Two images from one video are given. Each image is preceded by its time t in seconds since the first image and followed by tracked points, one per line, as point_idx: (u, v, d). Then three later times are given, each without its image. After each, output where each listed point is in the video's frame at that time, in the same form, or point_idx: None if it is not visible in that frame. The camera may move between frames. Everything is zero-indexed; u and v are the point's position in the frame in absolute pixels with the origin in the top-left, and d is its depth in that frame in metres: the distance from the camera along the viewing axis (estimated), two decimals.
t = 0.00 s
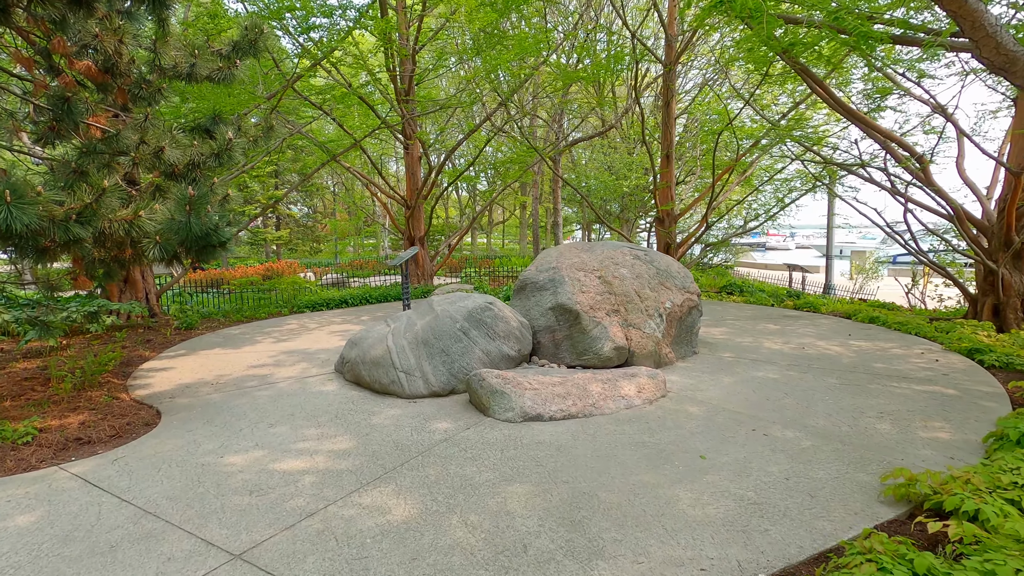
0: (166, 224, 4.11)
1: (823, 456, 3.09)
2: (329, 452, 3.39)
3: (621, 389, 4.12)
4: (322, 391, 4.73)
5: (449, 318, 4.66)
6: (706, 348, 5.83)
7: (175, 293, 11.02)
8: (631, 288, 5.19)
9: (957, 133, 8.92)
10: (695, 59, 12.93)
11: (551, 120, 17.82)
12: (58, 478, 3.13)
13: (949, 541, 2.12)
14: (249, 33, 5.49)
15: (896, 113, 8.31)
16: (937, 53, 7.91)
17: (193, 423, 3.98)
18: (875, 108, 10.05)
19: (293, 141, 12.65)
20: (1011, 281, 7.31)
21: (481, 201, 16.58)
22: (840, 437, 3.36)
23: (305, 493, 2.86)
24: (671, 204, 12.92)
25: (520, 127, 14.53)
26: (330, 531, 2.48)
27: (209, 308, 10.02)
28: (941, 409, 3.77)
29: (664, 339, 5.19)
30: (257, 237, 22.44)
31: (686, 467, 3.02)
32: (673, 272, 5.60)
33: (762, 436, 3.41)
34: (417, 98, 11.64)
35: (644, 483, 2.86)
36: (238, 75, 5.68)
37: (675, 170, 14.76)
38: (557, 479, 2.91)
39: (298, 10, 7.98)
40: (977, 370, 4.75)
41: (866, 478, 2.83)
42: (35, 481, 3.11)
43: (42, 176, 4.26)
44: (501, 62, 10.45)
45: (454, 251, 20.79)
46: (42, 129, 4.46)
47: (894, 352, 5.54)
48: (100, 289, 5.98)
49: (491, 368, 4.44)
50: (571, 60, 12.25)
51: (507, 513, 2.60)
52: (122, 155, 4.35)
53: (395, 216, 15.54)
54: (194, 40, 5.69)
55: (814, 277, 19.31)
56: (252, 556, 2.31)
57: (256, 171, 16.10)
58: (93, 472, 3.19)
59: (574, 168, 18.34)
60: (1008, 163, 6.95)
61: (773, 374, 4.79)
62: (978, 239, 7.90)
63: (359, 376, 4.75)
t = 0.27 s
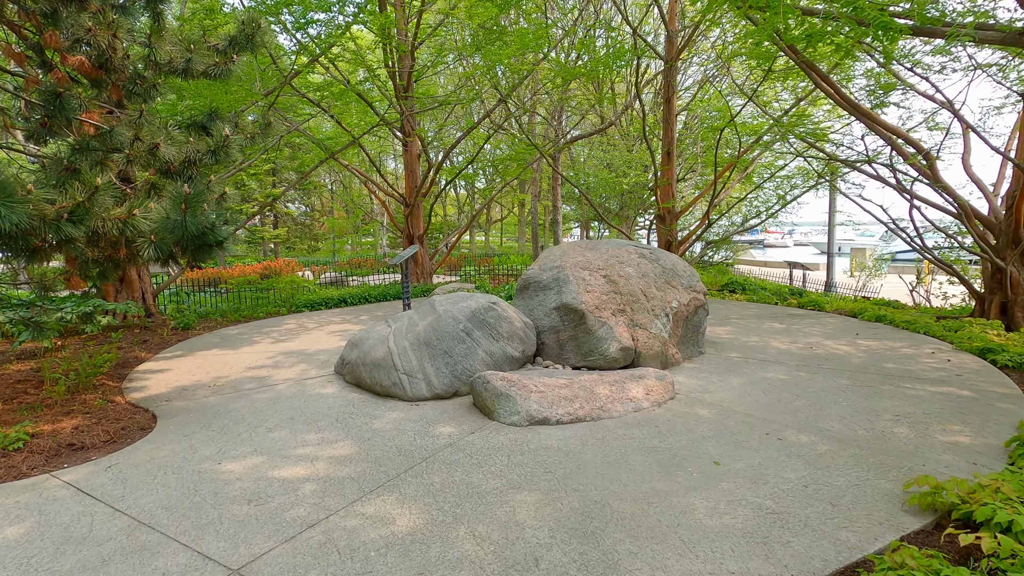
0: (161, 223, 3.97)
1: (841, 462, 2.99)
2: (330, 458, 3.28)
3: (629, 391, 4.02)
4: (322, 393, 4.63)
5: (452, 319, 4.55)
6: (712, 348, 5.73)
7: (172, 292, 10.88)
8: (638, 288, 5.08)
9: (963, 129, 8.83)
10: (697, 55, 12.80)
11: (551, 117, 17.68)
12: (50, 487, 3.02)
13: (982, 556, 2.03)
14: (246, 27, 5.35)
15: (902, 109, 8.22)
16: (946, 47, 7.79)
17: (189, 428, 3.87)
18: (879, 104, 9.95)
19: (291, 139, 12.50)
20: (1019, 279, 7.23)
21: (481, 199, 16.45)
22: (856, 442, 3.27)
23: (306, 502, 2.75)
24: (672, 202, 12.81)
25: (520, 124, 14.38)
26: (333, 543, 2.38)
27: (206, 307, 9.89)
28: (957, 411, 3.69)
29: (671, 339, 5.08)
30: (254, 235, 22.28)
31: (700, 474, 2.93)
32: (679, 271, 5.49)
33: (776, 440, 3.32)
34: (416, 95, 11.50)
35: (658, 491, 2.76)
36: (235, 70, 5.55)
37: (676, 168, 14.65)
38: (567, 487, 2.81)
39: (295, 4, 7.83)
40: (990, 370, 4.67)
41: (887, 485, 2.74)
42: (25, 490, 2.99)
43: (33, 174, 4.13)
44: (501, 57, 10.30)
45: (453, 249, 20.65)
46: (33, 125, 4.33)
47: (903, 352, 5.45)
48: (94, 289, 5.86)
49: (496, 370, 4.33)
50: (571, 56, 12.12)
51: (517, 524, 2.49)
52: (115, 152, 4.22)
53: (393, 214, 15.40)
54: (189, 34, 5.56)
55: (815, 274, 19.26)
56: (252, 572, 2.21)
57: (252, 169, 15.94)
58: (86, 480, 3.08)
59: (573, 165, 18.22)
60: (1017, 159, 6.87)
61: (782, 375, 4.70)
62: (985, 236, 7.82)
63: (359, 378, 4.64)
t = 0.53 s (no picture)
0: (153, 221, 3.83)
1: (858, 468, 2.90)
2: (329, 464, 3.17)
3: (636, 393, 3.92)
4: (320, 396, 4.51)
5: (454, 319, 4.44)
6: (718, 348, 5.64)
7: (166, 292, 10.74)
8: (643, 287, 4.97)
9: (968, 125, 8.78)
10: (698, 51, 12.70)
11: (550, 114, 17.56)
12: (38, 496, 2.90)
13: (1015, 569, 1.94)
14: (241, 20, 5.22)
15: (906, 104, 8.16)
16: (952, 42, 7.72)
17: (184, 432, 3.75)
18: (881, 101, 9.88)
19: (287, 136, 12.35)
20: None
21: (480, 197, 16.33)
22: (872, 446, 3.19)
23: (305, 511, 2.65)
24: (673, 199, 12.71)
25: (519, 121, 14.26)
26: (334, 555, 2.27)
27: (202, 307, 9.75)
28: (973, 414, 3.62)
29: (677, 339, 4.99)
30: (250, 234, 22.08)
31: (714, 480, 2.83)
32: (685, 270, 5.39)
33: (790, 444, 3.23)
34: (414, 91, 11.36)
35: (670, 499, 2.66)
36: (230, 65, 5.42)
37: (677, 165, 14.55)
38: (576, 495, 2.71)
39: None
40: (1003, 371, 4.60)
41: (906, 492, 2.65)
42: (12, 499, 2.87)
43: (21, 171, 4.02)
44: (501, 53, 10.17)
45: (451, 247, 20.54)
46: (21, 121, 4.17)
47: (913, 351, 5.38)
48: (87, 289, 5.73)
49: (498, 372, 4.23)
50: (571, 52, 12.01)
51: (526, 534, 2.38)
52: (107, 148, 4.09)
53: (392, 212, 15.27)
54: (183, 28, 5.43)
55: (815, 272, 19.22)
56: None
57: (249, 166, 15.77)
58: (76, 488, 2.96)
59: (572, 162, 18.11)
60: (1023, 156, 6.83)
61: (791, 376, 4.62)
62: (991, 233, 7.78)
63: (359, 380, 4.53)
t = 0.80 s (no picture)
0: (143, 219, 3.72)
1: (874, 473, 2.83)
2: (328, 470, 3.06)
3: (643, 395, 3.83)
4: (317, 399, 4.40)
5: (454, 319, 4.34)
6: (722, 348, 5.57)
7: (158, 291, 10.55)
8: (647, 286, 4.88)
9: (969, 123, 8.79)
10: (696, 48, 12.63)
11: (546, 112, 17.44)
12: (22, 505, 2.77)
13: None
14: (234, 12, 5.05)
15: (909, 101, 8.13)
16: (956, 39, 7.68)
17: (176, 437, 3.63)
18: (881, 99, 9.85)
19: (281, 133, 12.16)
20: None
21: (476, 195, 16.21)
22: (886, 450, 3.12)
23: (304, 520, 2.53)
24: (671, 197, 12.63)
25: (516, 119, 14.14)
26: (335, 568, 2.17)
27: (195, 306, 9.58)
28: (986, 416, 3.57)
29: (681, 339, 4.90)
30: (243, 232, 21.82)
31: (727, 486, 2.74)
32: (689, 268, 5.30)
33: (803, 448, 3.15)
34: (411, 88, 11.22)
35: (683, 506, 2.57)
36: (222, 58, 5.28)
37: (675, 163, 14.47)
38: (585, 502, 2.61)
39: None
40: (1011, 371, 4.56)
41: (926, 498, 2.58)
42: None
43: (4, 166, 3.88)
44: (499, 48, 10.07)
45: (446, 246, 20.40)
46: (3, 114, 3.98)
47: (918, 352, 5.33)
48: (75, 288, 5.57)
49: (500, 373, 4.13)
50: (568, 49, 11.90)
51: (536, 545, 2.29)
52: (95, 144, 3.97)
53: (387, 210, 15.12)
54: (174, 19, 5.29)
55: (811, 271, 19.22)
56: None
57: (242, 164, 15.57)
58: (63, 497, 2.84)
59: (569, 160, 18.01)
60: None
61: (798, 377, 4.55)
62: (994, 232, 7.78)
63: (356, 381, 4.41)
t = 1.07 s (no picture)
0: (131, 216, 3.58)
1: (889, 479, 2.76)
2: (326, 478, 2.95)
3: (648, 398, 3.75)
4: (312, 402, 4.27)
5: (454, 320, 4.22)
6: (724, 348, 5.50)
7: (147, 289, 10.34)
8: (649, 286, 4.79)
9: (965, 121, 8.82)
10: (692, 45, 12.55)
11: (541, 109, 17.32)
12: (3, 517, 2.64)
13: None
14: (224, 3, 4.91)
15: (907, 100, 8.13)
16: (954, 37, 7.68)
17: (166, 443, 3.50)
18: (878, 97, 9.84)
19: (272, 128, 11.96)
20: None
21: (471, 192, 16.08)
22: (899, 454, 3.06)
23: (302, 533, 2.42)
24: (668, 196, 12.56)
25: (511, 116, 14.01)
26: None
27: (185, 305, 9.39)
28: (996, 419, 3.52)
29: (684, 339, 4.82)
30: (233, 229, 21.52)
31: (740, 493, 2.66)
32: (691, 268, 5.22)
33: (814, 453, 3.08)
34: (405, 84, 11.06)
35: (696, 515, 2.48)
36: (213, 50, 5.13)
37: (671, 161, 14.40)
38: (594, 512, 2.52)
39: None
40: (1016, 372, 4.53)
41: (944, 506, 2.52)
42: None
43: None
44: (495, 44, 9.95)
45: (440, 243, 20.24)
46: None
47: (921, 351, 5.29)
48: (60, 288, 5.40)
49: (501, 375, 4.03)
50: (564, 45, 11.79)
51: (546, 558, 2.19)
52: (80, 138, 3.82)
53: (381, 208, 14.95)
54: (163, 10, 5.13)
55: (805, 269, 19.27)
56: None
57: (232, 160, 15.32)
58: (46, 508, 2.70)
59: (564, 157, 17.90)
60: None
61: (802, 378, 4.49)
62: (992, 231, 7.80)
63: (353, 384, 4.29)
